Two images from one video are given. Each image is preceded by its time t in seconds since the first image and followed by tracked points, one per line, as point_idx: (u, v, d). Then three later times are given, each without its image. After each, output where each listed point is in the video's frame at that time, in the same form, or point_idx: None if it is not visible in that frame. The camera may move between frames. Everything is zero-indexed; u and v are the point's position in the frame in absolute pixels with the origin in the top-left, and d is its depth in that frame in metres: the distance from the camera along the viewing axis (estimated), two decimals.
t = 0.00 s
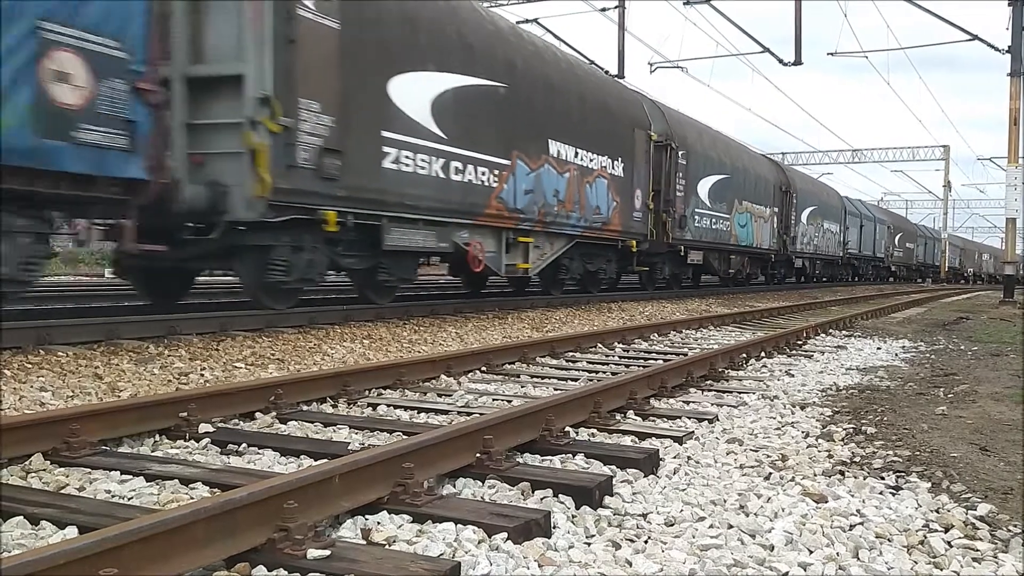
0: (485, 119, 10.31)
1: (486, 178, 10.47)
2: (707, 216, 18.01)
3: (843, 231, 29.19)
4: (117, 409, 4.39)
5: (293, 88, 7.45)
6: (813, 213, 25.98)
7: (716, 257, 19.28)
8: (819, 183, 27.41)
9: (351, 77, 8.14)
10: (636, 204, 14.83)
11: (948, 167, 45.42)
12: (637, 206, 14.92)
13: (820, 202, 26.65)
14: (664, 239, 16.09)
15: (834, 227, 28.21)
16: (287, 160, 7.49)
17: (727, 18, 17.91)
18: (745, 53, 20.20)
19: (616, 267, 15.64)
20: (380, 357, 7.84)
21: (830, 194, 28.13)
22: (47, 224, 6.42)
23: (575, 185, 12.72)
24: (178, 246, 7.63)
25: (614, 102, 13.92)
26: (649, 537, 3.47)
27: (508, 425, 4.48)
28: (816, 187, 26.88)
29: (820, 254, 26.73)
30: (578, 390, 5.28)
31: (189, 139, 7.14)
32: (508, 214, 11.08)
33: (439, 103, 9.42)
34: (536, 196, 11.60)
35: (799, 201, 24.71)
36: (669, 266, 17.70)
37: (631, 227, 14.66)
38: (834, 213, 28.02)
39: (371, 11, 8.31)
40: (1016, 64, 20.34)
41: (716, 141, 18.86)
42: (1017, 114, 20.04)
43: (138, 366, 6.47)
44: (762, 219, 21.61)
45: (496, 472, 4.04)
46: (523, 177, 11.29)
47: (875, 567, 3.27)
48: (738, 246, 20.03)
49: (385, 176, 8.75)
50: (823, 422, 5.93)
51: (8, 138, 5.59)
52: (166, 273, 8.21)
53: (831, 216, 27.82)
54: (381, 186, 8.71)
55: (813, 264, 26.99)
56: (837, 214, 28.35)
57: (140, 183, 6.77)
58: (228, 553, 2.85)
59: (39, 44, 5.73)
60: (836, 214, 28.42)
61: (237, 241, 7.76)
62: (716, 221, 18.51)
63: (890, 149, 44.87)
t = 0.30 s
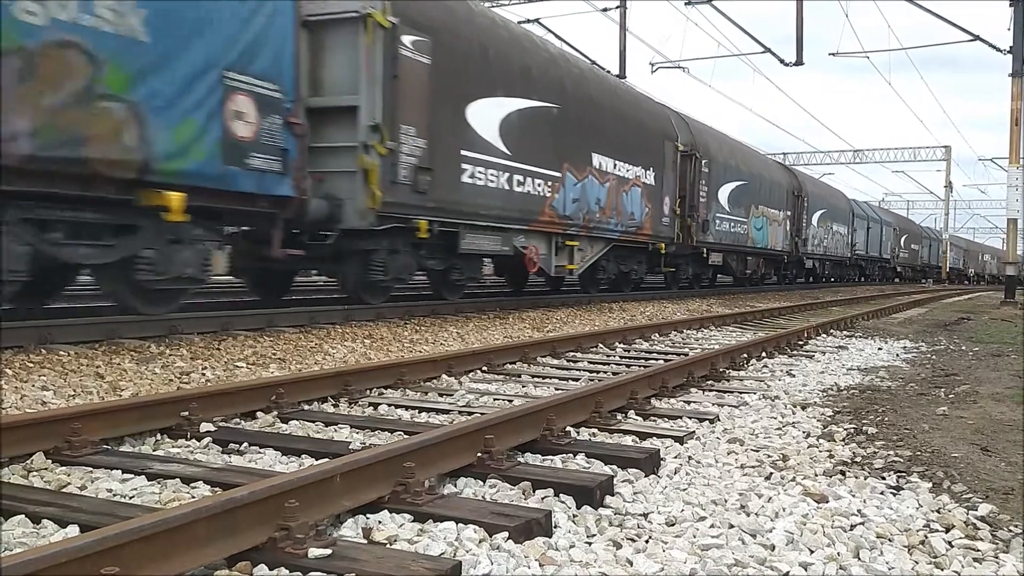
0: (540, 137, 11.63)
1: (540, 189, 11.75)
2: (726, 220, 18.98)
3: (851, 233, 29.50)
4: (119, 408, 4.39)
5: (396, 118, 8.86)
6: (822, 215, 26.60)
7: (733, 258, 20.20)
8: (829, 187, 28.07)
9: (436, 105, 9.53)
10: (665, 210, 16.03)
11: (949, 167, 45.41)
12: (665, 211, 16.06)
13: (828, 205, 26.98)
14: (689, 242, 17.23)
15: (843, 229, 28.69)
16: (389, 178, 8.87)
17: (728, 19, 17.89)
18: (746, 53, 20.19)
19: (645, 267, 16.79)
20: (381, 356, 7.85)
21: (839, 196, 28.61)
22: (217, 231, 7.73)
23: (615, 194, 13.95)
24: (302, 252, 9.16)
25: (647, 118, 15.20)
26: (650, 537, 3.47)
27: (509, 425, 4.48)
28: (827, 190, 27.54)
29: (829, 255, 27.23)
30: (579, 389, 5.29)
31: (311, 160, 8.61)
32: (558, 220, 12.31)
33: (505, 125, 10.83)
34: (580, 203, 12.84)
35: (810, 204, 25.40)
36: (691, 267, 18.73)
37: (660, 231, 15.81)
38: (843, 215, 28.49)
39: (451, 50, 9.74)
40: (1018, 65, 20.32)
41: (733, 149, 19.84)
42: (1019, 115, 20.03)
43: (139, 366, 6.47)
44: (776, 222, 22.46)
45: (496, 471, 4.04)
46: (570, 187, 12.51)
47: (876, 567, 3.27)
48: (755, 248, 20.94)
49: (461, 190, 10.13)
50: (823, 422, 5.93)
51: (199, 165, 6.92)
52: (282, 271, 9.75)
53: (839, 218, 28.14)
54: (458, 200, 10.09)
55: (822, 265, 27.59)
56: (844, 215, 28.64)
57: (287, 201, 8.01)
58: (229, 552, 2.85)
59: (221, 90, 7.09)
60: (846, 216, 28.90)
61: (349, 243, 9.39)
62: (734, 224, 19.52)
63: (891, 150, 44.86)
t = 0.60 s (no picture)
0: (586, 151, 12.93)
1: (585, 197, 13.04)
2: (745, 223, 19.97)
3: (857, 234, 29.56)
4: (122, 406, 4.40)
5: (473, 138, 10.24)
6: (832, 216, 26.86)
7: (751, 259, 21.14)
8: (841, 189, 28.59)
9: (502, 127, 10.88)
10: (691, 215, 17.14)
11: (952, 167, 45.35)
12: (691, 216, 17.12)
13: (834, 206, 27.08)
14: (711, 244, 18.26)
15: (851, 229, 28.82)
16: (467, 189, 10.26)
17: (731, 18, 17.86)
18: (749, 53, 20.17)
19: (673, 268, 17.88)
20: (383, 355, 7.85)
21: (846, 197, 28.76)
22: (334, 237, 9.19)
23: (648, 200, 15.19)
24: (399, 253, 10.56)
25: (677, 131, 16.42)
26: (652, 536, 3.47)
27: (510, 423, 4.48)
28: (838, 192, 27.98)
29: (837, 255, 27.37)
30: (581, 389, 5.29)
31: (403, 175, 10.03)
32: (600, 223, 13.54)
33: (558, 141, 12.20)
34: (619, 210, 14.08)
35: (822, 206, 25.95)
36: (715, 266, 19.79)
37: (686, 233, 16.92)
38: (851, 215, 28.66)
39: (513, 78, 11.05)
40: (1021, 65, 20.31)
41: (750, 155, 20.79)
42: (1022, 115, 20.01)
43: (141, 365, 6.47)
44: (791, 224, 23.21)
45: (498, 470, 4.04)
46: (610, 194, 13.73)
47: (878, 566, 3.27)
48: (772, 249, 21.78)
49: (522, 200, 11.53)
50: (826, 422, 5.92)
51: (333, 182, 8.43)
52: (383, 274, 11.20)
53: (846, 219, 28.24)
54: (520, 207, 11.48)
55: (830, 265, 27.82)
56: (853, 216, 28.74)
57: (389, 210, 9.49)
58: (231, 549, 2.85)
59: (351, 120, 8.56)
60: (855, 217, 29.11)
61: (431, 247, 10.71)
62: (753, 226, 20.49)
63: (894, 150, 44.86)
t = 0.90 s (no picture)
0: (627, 164, 13.90)
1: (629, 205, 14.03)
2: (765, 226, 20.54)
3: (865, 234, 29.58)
4: (125, 405, 4.41)
5: (541, 156, 11.25)
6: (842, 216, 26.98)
7: (769, 259, 21.74)
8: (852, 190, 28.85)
9: (563, 145, 11.89)
10: (717, 219, 17.87)
11: (956, 167, 45.28)
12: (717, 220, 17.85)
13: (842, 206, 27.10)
14: (734, 246, 18.90)
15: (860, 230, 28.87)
16: (533, 201, 11.20)
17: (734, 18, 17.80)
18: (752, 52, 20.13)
19: (700, 268, 18.62)
20: (386, 355, 7.85)
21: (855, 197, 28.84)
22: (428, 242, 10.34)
23: (681, 206, 16.07)
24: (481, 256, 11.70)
25: (704, 142, 17.24)
26: (654, 535, 3.46)
27: (512, 423, 4.48)
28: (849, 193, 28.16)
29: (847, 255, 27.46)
30: (584, 388, 5.29)
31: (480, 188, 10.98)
32: (640, 228, 14.49)
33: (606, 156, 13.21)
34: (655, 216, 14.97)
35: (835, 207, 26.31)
36: (737, 266, 20.51)
37: (713, 236, 17.68)
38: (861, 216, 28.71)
39: (572, 101, 12.16)
40: None
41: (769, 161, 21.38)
42: None
43: (143, 364, 6.47)
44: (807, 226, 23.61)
45: (501, 470, 4.04)
46: (649, 201, 14.67)
47: (881, 567, 3.26)
48: (789, 250, 22.28)
49: (578, 209, 12.51)
50: (829, 422, 5.91)
51: (442, 200, 9.49)
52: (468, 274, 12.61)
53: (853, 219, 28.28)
54: (576, 215, 12.46)
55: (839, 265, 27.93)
56: (864, 217, 28.76)
57: (477, 220, 10.46)
58: (233, 549, 2.84)
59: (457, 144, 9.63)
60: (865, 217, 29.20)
61: (503, 250, 11.93)
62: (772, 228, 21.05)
63: (897, 150, 44.81)
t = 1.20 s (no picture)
0: (660, 174, 14.61)
1: (659, 211, 14.70)
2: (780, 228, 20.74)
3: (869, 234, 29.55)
4: (126, 403, 4.41)
5: (586, 167, 12.13)
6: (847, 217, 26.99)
7: (784, 260, 21.98)
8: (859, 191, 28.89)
9: (605, 157, 12.73)
10: (738, 221, 18.14)
11: (956, 167, 45.24)
12: (737, 223, 18.15)
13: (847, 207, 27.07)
14: (752, 248, 19.05)
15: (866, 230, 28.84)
16: (581, 208, 12.14)
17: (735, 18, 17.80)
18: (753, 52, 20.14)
19: (719, 268, 18.88)
20: (386, 354, 7.85)
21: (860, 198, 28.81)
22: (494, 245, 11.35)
23: (706, 211, 16.59)
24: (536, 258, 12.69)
25: (727, 150, 17.69)
26: (655, 535, 3.46)
27: (512, 422, 4.48)
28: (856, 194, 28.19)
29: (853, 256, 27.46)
30: (584, 388, 5.29)
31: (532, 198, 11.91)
32: (669, 232, 15.13)
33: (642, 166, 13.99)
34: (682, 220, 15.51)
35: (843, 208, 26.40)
36: (753, 267, 20.76)
37: (732, 238, 17.97)
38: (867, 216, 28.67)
39: (613, 118, 13.01)
40: None
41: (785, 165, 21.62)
42: None
43: (144, 362, 6.48)
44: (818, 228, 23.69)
45: (501, 469, 4.04)
46: (677, 207, 15.25)
47: (882, 566, 3.26)
48: (801, 251, 22.41)
49: (616, 215, 13.29)
50: (829, 422, 5.90)
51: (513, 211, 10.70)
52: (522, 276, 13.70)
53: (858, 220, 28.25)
54: (614, 221, 13.22)
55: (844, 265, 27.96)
56: (870, 218, 28.71)
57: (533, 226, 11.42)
58: (233, 548, 2.85)
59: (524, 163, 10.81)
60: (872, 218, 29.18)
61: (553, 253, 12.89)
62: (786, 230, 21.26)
63: (898, 150, 44.80)
